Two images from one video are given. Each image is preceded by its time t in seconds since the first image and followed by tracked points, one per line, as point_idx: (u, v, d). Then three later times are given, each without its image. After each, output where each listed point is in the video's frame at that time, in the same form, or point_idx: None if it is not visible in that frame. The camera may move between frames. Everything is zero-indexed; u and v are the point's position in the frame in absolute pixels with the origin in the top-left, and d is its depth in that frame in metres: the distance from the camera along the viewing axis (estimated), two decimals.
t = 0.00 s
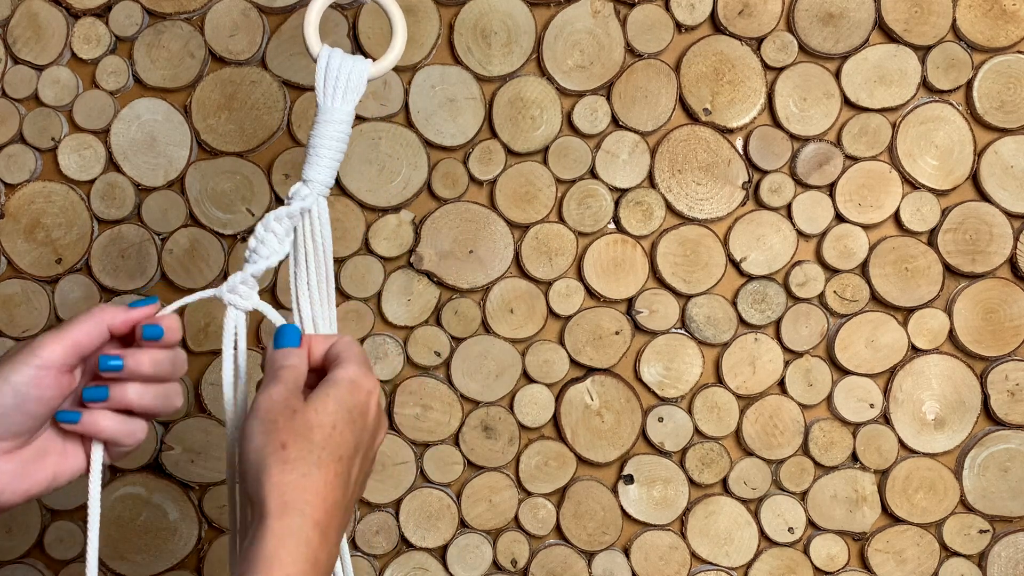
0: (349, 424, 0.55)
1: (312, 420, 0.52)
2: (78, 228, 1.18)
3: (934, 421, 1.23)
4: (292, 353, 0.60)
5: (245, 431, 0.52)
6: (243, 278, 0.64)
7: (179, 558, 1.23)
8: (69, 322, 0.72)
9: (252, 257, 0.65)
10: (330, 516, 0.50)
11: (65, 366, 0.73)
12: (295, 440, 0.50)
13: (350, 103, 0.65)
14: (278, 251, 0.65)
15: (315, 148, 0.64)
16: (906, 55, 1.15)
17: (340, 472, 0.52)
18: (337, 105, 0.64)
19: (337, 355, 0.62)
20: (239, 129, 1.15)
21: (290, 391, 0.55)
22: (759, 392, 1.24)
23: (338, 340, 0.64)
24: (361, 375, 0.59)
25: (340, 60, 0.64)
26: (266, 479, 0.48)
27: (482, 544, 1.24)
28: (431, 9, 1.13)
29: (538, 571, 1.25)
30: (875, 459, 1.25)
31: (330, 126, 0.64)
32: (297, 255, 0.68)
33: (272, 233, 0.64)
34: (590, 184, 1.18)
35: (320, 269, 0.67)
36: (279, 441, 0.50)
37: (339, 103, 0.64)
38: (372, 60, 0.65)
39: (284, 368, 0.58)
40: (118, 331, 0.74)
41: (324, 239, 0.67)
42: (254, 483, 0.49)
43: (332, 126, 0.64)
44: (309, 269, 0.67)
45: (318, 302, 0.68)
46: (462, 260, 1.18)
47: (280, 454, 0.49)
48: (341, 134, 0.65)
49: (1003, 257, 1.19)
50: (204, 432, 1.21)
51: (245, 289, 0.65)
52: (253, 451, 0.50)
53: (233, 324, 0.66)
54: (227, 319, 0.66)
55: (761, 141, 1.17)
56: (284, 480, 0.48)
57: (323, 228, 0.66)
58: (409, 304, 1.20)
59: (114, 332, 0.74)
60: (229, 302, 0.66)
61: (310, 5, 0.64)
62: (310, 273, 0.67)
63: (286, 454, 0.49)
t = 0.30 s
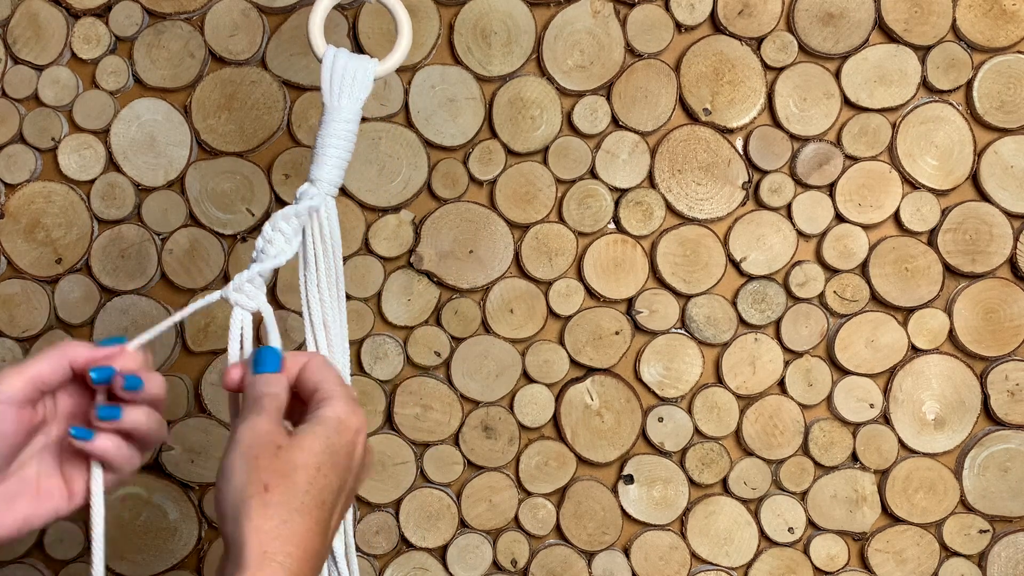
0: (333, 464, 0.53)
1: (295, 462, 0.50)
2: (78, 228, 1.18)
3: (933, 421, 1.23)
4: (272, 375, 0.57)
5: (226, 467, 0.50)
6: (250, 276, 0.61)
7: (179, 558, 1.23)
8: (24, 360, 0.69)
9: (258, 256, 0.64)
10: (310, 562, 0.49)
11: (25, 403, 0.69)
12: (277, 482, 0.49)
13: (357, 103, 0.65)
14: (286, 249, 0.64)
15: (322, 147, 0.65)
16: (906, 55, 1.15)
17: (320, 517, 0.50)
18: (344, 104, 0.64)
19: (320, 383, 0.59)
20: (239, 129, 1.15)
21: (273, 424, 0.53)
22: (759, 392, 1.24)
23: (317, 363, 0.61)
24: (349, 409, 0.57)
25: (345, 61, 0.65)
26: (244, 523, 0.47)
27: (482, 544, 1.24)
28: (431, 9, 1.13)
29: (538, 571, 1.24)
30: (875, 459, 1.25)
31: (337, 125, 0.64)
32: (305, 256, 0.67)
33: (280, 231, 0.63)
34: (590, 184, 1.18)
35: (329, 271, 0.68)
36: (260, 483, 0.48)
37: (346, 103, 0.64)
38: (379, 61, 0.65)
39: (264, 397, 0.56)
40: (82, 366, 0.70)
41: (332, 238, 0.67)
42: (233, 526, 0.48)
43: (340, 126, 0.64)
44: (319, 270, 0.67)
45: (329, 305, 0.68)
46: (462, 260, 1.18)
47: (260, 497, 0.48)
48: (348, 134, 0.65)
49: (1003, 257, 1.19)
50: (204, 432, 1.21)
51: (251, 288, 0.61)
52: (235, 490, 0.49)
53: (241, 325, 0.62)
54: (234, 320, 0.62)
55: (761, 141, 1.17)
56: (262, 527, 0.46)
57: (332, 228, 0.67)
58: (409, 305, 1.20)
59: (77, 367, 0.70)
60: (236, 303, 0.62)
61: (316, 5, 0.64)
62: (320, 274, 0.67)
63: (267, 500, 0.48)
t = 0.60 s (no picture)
0: (346, 457, 0.54)
1: (313, 453, 0.51)
2: (78, 228, 1.18)
3: (933, 421, 1.23)
4: (276, 367, 0.58)
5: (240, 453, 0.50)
6: (267, 285, 0.62)
7: (179, 557, 1.23)
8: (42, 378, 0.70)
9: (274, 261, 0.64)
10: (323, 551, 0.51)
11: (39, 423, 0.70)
12: (297, 472, 0.50)
13: (365, 107, 0.65)
14: (301, 256, 0.64)
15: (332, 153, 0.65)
16: (906, 55, 1.15)
17: (334, 508, 0.52)
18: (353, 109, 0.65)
19: (322, 376, 0.60)
20: (239, 129, 1.15)
21: (287, 413, 0.53)
22: (759, 391, 1.24)
23: (319, 360, 0.62)
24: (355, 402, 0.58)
25: (352, 63, 0.65)
26: (267, 512, 0.47)
27: (482, 544, 1.24)
28: (431, 9, 1.13)
29: (538, 571, 1.24)
30: (874, 459, 1.25)
31: (347, 129, 0.65)
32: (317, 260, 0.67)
33: (295, 238, 0.64)
34: (590, 184, 1.18)
35: (341, 274, 0.67)
36: (281, 473, 0.49)
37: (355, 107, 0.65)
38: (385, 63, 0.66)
39: (272, 384, 0.55)
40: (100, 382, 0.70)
41: (345, 241, 0.67)
42: (250, 513, 0.48)
43: (349, 130, 0.65)
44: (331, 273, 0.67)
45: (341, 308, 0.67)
46: (462, 260, 1.18)
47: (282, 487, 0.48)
48: (357, 137, 0.65)
49: (1003, 257, 1.19)
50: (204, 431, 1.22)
51: (267, 295, 0.62)
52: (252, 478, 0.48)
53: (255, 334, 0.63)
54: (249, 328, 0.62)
55: (761, 141, 1.17)
56: (284, 518, 0.47)
57: (343, 233, 0.67)
58: (409, 305, 1.20)
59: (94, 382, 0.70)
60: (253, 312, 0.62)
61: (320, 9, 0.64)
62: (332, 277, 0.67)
63: (290, 491, 0.49)
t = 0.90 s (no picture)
0: (334, 451, 0.54)
1: (298, 446, 0.51)
2: (78, 228, 1.18)
3: (933, 421, 1.23)
4: (269, 366, 0.58)
5: (228, 447, 0.50)
6: (256, 280, 0.62)
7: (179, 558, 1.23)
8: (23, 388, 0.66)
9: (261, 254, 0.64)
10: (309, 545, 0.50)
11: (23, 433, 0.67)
12: (281, 466, 0.49)
13: (357, 105, 0.65)
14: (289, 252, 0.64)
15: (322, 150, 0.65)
16: (906, 55, 1.15)
17: (321, 503, 0.51)
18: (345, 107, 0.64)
19: (318, 374, 0.60)
20: (239, 129, 1.15)
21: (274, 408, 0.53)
22: (759, 392, 1.24)
23: (317, 360, 0.62)
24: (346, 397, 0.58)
25: (346, 62, 0.64)
26: (249, 505, 0.47)
27: (482, 544, 1.24)
28: (431, 9, 1.13)
29: (538, 571, 1.24)
30: (875, 459, 1.25)
31: (338, 127, 0.64)
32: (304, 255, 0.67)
33: (283, 233, 0.64)
34: (590, 184, 1.18)
35: (327, 272, 0.68)
36: (264, 466, 0.49)
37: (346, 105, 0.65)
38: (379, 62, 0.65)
39: (263, 381, 0.56)
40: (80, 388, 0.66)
41: (332, 238, 0.68)
42: (234, 508, 0.48)
43: (340, 127, 0.64)
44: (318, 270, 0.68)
45: (326, 305, 0.68)
46: (462, 260, 1.18)
47: (264, 480, 0.48)
48: (348, 135, 0.65)
49: (1003, 257, 1.19)
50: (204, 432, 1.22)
51: (255, 291, 0.62)
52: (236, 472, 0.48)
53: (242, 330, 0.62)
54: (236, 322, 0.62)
55: (761, 142, 1.17)
56: (267, 511, 0.47)
57: (329, 229, 0.67)
58: (409, 305, 1.20)
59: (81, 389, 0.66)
60: (241, 307, 0.62)
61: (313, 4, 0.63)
62: (317, 272, 0.67)
63: (272, 485, 0.48)
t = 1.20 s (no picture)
0: (305, 445, 0.53)
1: (266, 446, 0.51)
2: (78, 228, 1.18)
3: (933, 421, 1.23)
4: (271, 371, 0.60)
5: (202, 453, 0.51)
6: (253, 278, 0.61)
7: (179, 557, 1.23)
8: None
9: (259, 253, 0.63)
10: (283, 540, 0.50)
11: None
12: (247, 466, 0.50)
13: (357, 106, 0.65)
14: (288, 252, 0.63)
15: (322, 150, 0.64)
16: (906, 55, 1.15)
17: (293, 496, 0.51)
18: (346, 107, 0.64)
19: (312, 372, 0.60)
20: (239, 129, 1.15)
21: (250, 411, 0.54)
22: (759, 392, 1.24)
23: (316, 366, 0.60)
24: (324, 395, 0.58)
25: (347, 62, 0.64)
26: (215, 507, 0.48)
27: (483, 544, 1.24)
28: (431, 9, 1.13)
29: (538, 571, 1.24)
30: (875, 459, 1.25)
31: (339, 127, 0.64)
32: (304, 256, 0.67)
33: (282, 233, 0.63)
34: (590, 184, 1.18)
35: (328, 273, 0.67)
36: (228, 469, 0.49)
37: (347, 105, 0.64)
38: (379, 62, 0.65)
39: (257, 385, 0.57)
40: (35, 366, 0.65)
41: (333, 240, 0.67)
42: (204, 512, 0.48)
43: (340, 128, 0.64)
44: (318, 271, 0.67)
45: (328, 306, 0.67)
46: (462, 260, 1.18)
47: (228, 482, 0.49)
48: (348, 135, 0.65)
49: (1003, 257, 1.19)
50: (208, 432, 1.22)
51: (251, 288, 0.62)
52: (206, 475, 0.49)
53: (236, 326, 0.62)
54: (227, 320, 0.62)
55: (761, 142, 1.17)
56: (231, 511, 0.47)
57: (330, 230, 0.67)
58: (409, 305, 1.20)
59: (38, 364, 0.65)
60: (235, 304, 0.62)
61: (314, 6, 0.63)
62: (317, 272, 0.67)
63: (237, 485, 0.49)
